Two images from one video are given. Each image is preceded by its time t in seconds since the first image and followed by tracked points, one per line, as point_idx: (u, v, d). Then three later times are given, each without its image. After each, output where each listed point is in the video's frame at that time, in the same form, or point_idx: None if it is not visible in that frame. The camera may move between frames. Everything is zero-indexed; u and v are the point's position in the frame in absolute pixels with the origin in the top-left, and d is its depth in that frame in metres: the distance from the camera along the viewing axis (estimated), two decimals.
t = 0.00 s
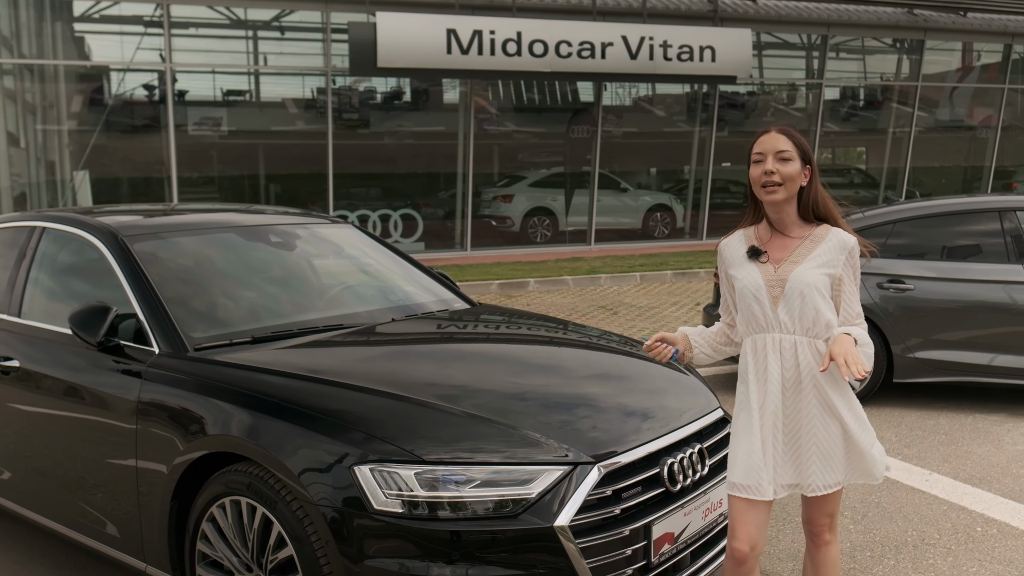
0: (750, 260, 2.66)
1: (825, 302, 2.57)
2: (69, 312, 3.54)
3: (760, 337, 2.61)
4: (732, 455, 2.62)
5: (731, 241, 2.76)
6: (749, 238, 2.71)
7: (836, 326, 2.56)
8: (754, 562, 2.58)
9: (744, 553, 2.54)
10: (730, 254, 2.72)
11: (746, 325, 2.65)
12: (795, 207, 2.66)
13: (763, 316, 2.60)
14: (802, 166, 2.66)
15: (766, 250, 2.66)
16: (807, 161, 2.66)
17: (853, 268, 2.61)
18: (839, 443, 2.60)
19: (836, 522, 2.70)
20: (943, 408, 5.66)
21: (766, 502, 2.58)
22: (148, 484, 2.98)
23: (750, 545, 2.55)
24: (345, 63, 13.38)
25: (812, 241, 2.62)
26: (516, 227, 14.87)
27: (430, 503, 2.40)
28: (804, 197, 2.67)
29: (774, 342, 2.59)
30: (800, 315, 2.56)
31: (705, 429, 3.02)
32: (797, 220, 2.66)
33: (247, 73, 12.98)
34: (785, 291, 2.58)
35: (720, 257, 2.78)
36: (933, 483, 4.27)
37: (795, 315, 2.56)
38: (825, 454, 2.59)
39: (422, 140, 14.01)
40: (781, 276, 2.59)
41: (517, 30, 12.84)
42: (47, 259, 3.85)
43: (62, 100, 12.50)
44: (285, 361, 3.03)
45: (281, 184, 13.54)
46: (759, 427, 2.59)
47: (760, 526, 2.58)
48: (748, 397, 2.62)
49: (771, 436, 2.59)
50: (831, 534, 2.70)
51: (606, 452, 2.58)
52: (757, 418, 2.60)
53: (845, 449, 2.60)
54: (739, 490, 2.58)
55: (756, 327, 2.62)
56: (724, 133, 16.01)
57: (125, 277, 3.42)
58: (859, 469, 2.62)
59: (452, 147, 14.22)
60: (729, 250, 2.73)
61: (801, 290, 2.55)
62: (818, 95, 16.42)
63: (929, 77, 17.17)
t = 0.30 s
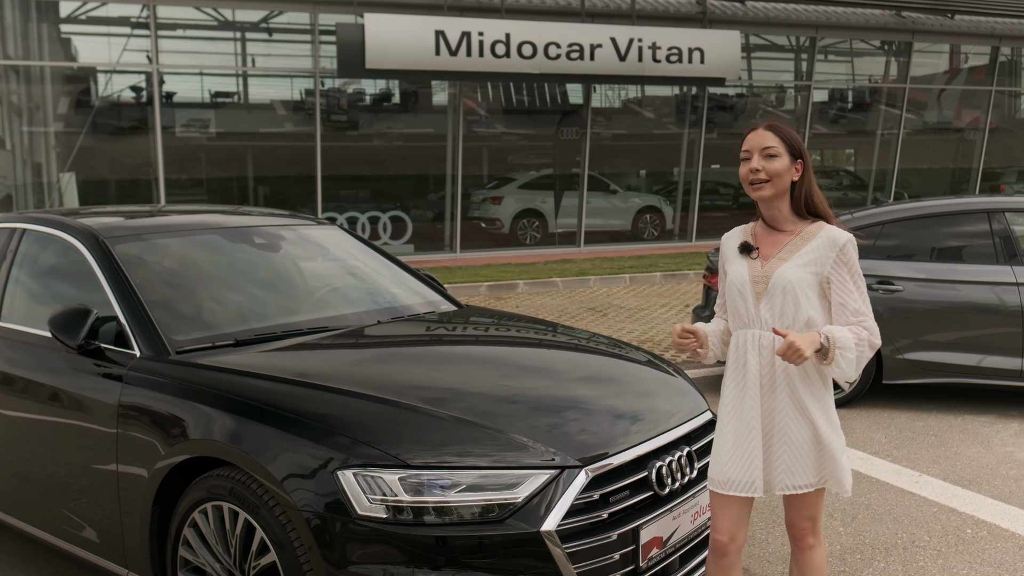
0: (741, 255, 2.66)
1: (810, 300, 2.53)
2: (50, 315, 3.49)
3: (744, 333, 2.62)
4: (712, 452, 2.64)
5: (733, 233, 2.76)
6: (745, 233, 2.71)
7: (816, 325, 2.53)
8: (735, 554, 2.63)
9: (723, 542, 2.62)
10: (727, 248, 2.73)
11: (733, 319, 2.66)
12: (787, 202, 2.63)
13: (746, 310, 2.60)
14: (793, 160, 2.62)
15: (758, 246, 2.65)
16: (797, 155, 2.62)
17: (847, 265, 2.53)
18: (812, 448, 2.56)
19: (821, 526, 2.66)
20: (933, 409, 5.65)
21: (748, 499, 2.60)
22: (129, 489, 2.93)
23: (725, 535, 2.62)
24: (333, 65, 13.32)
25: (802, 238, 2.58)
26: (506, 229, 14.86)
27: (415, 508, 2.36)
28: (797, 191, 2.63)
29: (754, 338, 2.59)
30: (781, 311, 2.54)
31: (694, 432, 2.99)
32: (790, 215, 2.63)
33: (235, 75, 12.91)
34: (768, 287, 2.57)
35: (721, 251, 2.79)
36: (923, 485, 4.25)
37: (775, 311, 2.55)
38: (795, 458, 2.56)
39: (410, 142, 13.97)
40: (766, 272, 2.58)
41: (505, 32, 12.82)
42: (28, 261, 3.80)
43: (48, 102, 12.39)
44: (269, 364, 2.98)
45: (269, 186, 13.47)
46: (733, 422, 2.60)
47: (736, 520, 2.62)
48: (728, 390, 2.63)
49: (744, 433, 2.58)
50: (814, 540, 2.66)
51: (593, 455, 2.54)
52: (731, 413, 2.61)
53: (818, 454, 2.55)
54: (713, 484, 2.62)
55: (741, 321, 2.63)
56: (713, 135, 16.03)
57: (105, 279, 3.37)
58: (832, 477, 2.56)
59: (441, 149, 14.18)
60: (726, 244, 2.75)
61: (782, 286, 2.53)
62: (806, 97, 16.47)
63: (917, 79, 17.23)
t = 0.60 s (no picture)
0: (741, 250, 2.65)
1: (805, 294, 2.49)
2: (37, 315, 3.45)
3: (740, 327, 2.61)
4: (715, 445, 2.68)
5: (737, 229, 2.75)
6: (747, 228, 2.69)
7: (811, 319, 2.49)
8: (735, 548, 2.67)
9: (722, 534, 2.66)
10: (729, 242, 2.73)
11: (732, 313, 2.66)
12: (792, 198, 2.60)
13: (742, 304, 2.60)
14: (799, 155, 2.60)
15: (758, 240, 2.63)
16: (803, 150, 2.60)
17: (841, 256, 2.46)
18: (804, 446, 2.49)
19: (820, 526, 2.58)
20: (927, 409, 5.65)
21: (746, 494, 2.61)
22: (117, 491, 2.89)
23: (723, 529, 2.66)
24: (326, 65, 13.28)
25: (801, 232, 2.55)
26: (498, 230, 14.82)
27: (407, 510, 2.33)
28: (801, 186, 2.61)
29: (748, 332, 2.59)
30: (773, 305, 2.52)
31: (688, 433, 2.97)
32: (793, 211, 2.60)
33: (227, 76, 12.85)
34: (763, 281, 2.55)
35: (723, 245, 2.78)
36: (918, 486, 4.24)
37: (768, 304, 2.53)
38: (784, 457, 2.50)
39: (403, 143, 13.93)
40: (762, 266, 2.57)
41: (499, 32, 12.79)
42: (16, 260, 3.76)
43: (39, 103, 12.30)
44: (260, 364, 2.95)
45: (262, 187, 13.42)
46: (727, 417, 2.62)
47: (735, 515, 2.65)
48: (728, 385, 2.65)
49: (737, 430, 2.59)
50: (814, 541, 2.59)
51: (587, 456, 2.52)
52: (727, 407, 2.63)
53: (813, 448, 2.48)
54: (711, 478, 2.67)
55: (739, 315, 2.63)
56: (706, 136, 16.03)
57: (93, 279, 3.33)
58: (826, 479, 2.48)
59: (434, 150, 14.15)
60: (729, 238, 2.74)
61: (775, 280, 2.51)
62: (799, 98, 16.49)
63: (910, 79, 17.27)
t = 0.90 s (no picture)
0: (752, 253, 2.61)
1: (823, 297, 2.49)
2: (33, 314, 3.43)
3: (755, 330, 2.57)
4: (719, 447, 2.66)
5: (741, 233, 2.70)
6: (754, 230, 2.65)
7: (828, 322, 2.49)
8: (738, 552, 2.60)
9: (728, 537, 2.59)
10: (736, 244, 2.68)
11: (742, 317, 2.62)
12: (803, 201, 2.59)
13: (757, 308, 2.57)
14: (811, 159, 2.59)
15: (769, 243, 2.60)
16: (814, 153, 2.59)
17: (857, 261, 2.49)
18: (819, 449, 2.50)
19: (827, 524, 2.60)
20: (927, 409, 5.64)
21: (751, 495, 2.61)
22: (113, 492, 2.87)
23: (728, 534, 2.59)
24: (325, 66, 13.27)
25: (815, 234, 2.54)
26: (497, 230, 14.81)
27: (404, 510, 2.32)
28: (812, 189, 2.60)
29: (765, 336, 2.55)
30: (792, 309, 2.51)
31: (687, 432, 2.95)
32: (804, 213, 2.59)
33: (226, 75, 12.82)
34: (781, 284, 2.53)
35: (727, 247, 2.73)
36: (918, 486, 4.23)
37: (788, 308, 2.51)
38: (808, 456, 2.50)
39: (402, 143, 13.92)
40: (780, 268, 2.54)
41: (498, 31, 12.78)
42: (13, 259, 3.74)
43: (38, 103, 12.27)
44: (257, 364, 2.93)
45: (261, 187, 13.40)
46: (741, 420, 2.60)
47: (741, 517, 2.60)
48: (737, 388, 2.64)
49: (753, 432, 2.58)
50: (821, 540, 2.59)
51: (585, 455, 2.50)
52: (738, 409, 2.62)
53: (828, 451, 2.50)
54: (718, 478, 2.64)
55: (752, 318, 2.59)
56: (706, 136, 16.02)
57: (90, 278, 3.32)
58: (851, 476, 2.49)
59: (433, 150, 14.13)
60: (735, 241, 2.69)
61: (797, 283, 2.49)
62: (798, 97, 16.49)
63: (910, 79, 17.27)
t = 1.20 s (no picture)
0: (755, 252, 2.60)
1: (830, 298, 2.49)
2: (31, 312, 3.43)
3: (757, 331, 2.57)
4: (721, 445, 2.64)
5: (741, 231, 2.69)
6: (754, 229, 2.64)
7: (835, 322, 2.49)
8: (736, 550, 2.59)
9: (726, 533, 2.58)
10: (738, 243, 2.67)
11: (746, 316, 2.62)
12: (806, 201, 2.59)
13: (760, 309, 2.56)
14: (812, 160, 2.59)
15: (772, 243, 2.59)
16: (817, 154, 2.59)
17: (863, 261, 2.49)
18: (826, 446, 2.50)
19: (827, 522, 2.59)
20: (927, 408, 5.63)
21: (753, 493, 2.60)
22: (110, 490, 2.87)
23: (727, 531, 2.58)
24: (325, 65, 13.27)
25: (818, 234, 2.54)
26: (497, 229, 14.80)
27: (400, 508, 2.32)
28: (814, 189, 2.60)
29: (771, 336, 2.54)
30: (799, 309, 2.50)
31: (684, 431, 2.95)
32: (806, 214, 2.59)
33: (226, 75, 12.82)
34: (785, 284, 2.52)
35: (728, 246, 2.72)
36: (917, 485, 4.23)
37: (793, 309, 2.51)
38: (819, 455, 2.50)
39: (401, 143, 13.92)
40: (784, 269, 2.53)
41: (497, 31, 12.78)
42: (11, 259, 3.75)
43: (38, 102, 12.28)
44: (254, 363, 2.93)
45: (260, 186, 13.40)
46: (748, 419, 2.59)
47: (740, 514, 2.59)
48: (741, 388, 2.62)
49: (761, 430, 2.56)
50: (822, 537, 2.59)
51: (581, 454, 2.50)
52: (743, 408, 2.60)
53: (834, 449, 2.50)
54: (717, 476, 2.62)
55: (755, 318, 2.59)
56: (705, 135, 16.02)
57: (87, 277, 3.32)
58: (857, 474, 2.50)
59: (432, 149, 14.13)
60: (736, 240, 2.68)
61: (802, 285, 2.49)
62: (798, 97, 16.48)
63: (910, 79, 17.27)
